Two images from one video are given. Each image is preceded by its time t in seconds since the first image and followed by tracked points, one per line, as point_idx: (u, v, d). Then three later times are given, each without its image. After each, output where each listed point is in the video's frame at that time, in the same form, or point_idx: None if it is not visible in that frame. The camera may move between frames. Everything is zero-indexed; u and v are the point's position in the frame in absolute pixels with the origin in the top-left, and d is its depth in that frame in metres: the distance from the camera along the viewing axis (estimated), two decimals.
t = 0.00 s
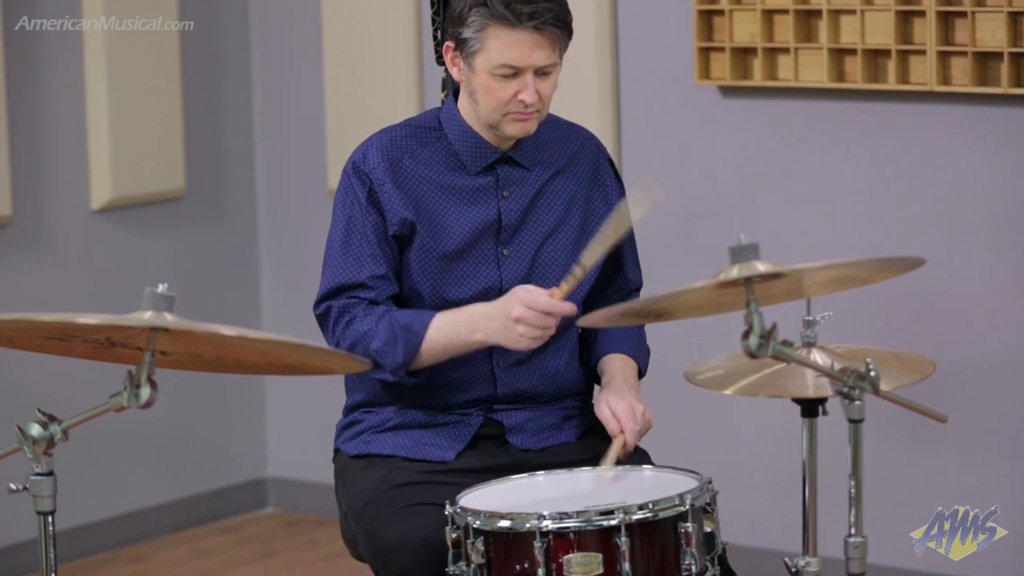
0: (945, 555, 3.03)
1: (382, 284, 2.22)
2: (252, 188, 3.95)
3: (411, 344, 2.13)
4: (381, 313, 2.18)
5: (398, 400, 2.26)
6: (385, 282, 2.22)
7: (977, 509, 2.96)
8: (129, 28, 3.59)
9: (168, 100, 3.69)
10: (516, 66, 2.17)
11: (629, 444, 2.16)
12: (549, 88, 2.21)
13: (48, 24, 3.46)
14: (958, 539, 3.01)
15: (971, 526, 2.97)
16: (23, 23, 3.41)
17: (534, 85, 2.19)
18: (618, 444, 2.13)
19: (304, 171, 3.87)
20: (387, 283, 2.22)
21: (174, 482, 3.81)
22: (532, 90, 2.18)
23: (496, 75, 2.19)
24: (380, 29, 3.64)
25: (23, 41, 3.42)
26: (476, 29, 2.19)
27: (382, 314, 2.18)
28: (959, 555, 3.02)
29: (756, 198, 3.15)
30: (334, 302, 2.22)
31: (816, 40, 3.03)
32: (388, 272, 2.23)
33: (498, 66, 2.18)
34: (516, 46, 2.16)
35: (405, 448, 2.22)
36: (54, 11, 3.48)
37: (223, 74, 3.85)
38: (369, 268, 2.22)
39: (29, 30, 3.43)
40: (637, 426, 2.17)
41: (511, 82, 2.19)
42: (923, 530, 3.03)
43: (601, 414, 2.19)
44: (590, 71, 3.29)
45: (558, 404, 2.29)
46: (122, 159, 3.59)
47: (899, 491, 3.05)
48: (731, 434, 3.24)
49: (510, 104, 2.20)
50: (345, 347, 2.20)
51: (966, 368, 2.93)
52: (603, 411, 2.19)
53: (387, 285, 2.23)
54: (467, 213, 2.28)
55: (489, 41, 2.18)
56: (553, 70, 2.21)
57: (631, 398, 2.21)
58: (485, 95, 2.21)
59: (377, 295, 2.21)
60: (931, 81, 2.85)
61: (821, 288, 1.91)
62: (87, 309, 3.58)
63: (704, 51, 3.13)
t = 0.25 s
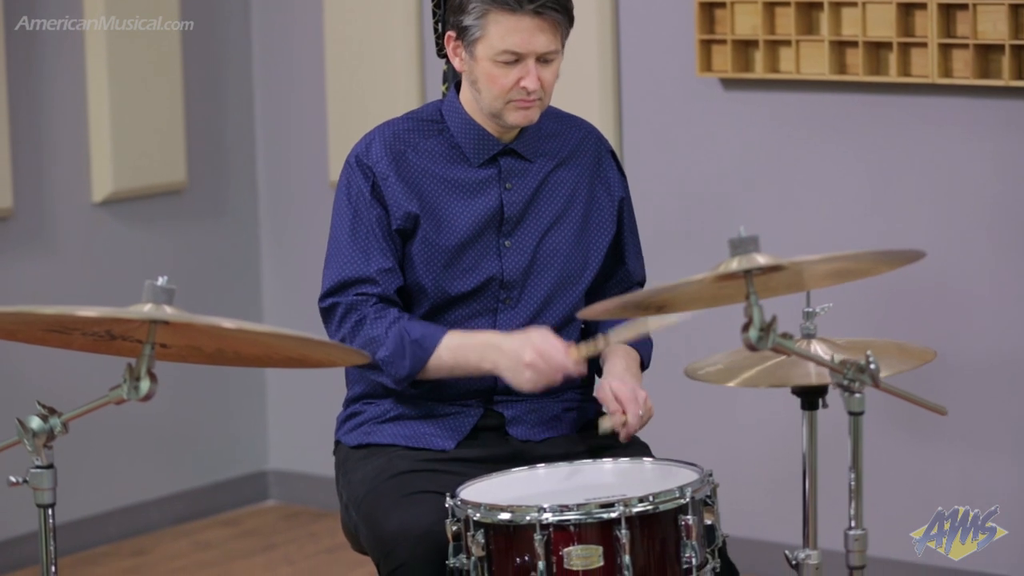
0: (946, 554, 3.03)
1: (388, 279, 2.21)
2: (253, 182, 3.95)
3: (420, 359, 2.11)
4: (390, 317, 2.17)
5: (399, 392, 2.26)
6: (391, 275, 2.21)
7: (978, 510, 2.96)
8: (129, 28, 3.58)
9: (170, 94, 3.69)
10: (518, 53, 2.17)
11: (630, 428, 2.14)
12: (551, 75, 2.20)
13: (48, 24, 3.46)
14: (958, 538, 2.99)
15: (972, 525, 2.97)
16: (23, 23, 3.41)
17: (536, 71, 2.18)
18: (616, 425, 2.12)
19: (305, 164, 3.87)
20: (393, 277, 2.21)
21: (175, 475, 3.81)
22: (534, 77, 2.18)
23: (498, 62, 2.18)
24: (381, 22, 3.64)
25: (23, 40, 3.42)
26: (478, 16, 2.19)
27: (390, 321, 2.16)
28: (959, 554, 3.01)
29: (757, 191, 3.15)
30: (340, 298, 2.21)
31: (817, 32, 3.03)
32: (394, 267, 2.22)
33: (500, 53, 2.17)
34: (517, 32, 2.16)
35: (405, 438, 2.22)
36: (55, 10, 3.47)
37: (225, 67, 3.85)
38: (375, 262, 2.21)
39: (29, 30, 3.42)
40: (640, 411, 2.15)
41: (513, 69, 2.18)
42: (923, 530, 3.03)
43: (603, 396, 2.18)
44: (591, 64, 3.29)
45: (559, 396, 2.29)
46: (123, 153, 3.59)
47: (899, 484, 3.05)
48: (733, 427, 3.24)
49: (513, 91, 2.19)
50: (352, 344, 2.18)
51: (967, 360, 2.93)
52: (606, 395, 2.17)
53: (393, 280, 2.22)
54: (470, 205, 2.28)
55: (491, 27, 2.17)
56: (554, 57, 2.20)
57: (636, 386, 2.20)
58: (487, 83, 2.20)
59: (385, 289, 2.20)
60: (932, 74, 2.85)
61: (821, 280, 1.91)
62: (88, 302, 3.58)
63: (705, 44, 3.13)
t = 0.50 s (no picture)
0: (945, 554, 3.03)
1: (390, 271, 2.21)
2: (255, 175, 3.95)
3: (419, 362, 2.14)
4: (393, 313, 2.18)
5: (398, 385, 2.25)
6: (394, 266, 2.22)
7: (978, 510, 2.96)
8: (129, 28, 3.58)
9: (171, 87, 3.68)
10: (513, 38, 2.16)
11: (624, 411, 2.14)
12: (548, 63, 2.19)
13: (48, 24, 3.46)
14: (959, 539, 3.00)
15: (972, 525, 2.98)
16: (23, 23, 3.41)
17: (531, 58, 2.17)
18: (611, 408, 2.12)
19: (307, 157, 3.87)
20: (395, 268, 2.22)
21: (177, 468, 3.81)
22: (529, 62, 2.16)
23: (493, 49, 2.17)
24: (382, 15, 3.64)
25: (23, 41, 3.41)
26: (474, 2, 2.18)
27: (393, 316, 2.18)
28: (960, 555, 3.01)
29: (758, 184, 3.15)
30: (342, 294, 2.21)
31: (818, 25, 3.02)
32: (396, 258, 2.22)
33: (495, 39, 2.17)
34: (512, 18, 2.15)
35: (405, 432, 2.22)
36: (55, 8, 3.47)
37: (226, 60, 3.85)
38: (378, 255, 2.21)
39: (29, 30, 3.42)
40: (631, 395, 2.15)
41: (508, 55, 2.17)
42: (923, 530, 3.04)
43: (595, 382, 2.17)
44: (592, 56, 3.29)
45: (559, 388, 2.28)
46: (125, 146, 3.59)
47: (900, 478, 3.05)
48: (734, 419, 3.24)
49: (508, 78, 2.17)
50: (352, 335, 2.18)
51: (968, 354, 2.93)
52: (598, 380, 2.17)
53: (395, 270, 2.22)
54: (472, 196, 2.27)
55: (486, 13, 2.17)
56: (551, 44, 2.19)
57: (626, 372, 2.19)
58: (483, 71, 2.19)
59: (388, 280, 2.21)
60: (933, 67, 2.84)
61: (821, 273, 1.91)
62: (89, 295, 3.58)
63: (707, 37, 3.13)
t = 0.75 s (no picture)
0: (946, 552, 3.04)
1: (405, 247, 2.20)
2: (256, 168, 3.95)
3: (425, 308, 2.08)
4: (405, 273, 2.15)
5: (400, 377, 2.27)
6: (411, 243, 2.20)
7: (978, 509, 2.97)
8: (129, 28, 3.57)
9: (173, 81, 3.68)
10: (507, 32, 2.14)
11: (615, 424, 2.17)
12: (542, 57, 2.17)
13: (47, 24, 3.45)
14: (958, 539, 3.01)
15: (971, 525, 2.99)
16: (23, 23, 3.41)
17: (524, 51, 2.15)
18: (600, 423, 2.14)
19: (308, 150, 3.87)
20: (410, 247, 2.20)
21: (179, 461, 3.82)
22: (521, 57, 2.15)
23: (488, 41, 2.16)
24: (384, 8, 3.64)
25: (22, 41, 3.41)
26: None
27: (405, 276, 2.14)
28: (959, 555, 3.03)
29: (759, 178, 3.15)
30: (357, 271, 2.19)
31: (820, 17, 3.02)
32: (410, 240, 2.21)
33: (489, 31, 2.15)
34: (506, 11, 2.14)
35: (406, 423, 2.21)
36: (56, 8, 3.47)
37: (228, 53, 3.85)
38: (389, 234, 2.20)
39: (29, 30, 3.42)
40: (624, 407, 2.17)
41: (501, 48, 2.16)
42: (923, 530, 3.05)
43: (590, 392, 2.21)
44: (593, 49, 3.29)
45: (560, 383, 2.29)
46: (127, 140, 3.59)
47: (901, 471, 3.05)
48: (735, 412, 3.25)
49: (501, 71, 2.17)
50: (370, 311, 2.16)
51: (970, 347, 2.93)
52: (592, 391, 2.20)
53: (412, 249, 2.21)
54: (472, 189, 2.27)
55: (482, 5, 2.15)
56: (547, 38, 2.17)
57: (622, 379, 2.21)
58: (477, 62, 2.18)
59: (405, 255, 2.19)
60: (935, 60, 2.84)
61: (821, 267, 1.91)
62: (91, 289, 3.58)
63: (708, 30, 3.12)
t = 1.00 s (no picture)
0: (946, 553, 3.05)
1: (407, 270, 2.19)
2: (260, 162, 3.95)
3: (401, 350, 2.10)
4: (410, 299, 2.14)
5: (401, 372, 2.26)
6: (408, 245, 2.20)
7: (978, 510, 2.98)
8: (129, 29, 3.57)
9: (176, 75, 3.68)
10: (493, 15, 2.15)
11: (622, 415, 2.15)
12: (529, 45, 2.17)
13: (48, 24, 3.45)
14: (958, 539, 3.02)
15: (971, 525, 3.00)
16: (23, 23, 3.40)
17: (509, 36, 2.15)
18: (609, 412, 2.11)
19: (312, 145, 3.87)
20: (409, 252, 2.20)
21: (182, 455, 3.82)
22: (506, 41, 2.15)
23: (474, 24, 2.16)
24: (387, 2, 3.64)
25: (23, 41, 3.41)
26: None
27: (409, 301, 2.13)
28: (959, 555, 3.03)
29: (762, 172, 3.14)
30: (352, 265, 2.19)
31: (823, 11, 3.01)
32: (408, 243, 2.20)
33: (475, 14, 2.15)
34: None
35: (407, 419, 2.21)
36: (56, 8, 3.47)
37: (231, 47, 3.85)
38: (387, 234, 2.19)
39: (29, 30, 3.42)
40: (631, 398, 2.15)
41: (488, 32, 2.16)
42: (923, 530, 3.06)
43: (597, 384, 2.19)
44: (596, 43, 3.28)
45: (560, 377, 2.29)
46: (130, 135, 3.59)
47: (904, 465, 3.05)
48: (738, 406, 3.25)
49: (487, 56, 2.16)
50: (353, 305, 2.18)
51: (973, 341, 2.93)
52: (601, 381, 2.18)
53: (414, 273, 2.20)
54: (476, 184, 2.27)
55: None
56: (533, 26, 2.17)
57: (629, 370, 2.20)
58: (465, 48, 2.18)
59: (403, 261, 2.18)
60: (938, 54, 2.84)
61: (822, 259, 1.91)
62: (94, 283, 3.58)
63: (712, 24, 3.12)
